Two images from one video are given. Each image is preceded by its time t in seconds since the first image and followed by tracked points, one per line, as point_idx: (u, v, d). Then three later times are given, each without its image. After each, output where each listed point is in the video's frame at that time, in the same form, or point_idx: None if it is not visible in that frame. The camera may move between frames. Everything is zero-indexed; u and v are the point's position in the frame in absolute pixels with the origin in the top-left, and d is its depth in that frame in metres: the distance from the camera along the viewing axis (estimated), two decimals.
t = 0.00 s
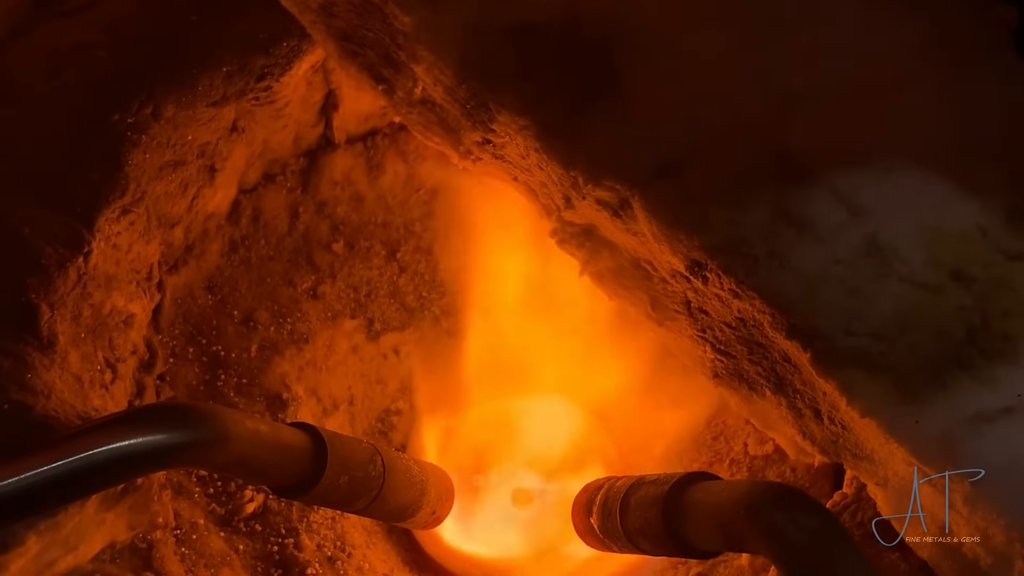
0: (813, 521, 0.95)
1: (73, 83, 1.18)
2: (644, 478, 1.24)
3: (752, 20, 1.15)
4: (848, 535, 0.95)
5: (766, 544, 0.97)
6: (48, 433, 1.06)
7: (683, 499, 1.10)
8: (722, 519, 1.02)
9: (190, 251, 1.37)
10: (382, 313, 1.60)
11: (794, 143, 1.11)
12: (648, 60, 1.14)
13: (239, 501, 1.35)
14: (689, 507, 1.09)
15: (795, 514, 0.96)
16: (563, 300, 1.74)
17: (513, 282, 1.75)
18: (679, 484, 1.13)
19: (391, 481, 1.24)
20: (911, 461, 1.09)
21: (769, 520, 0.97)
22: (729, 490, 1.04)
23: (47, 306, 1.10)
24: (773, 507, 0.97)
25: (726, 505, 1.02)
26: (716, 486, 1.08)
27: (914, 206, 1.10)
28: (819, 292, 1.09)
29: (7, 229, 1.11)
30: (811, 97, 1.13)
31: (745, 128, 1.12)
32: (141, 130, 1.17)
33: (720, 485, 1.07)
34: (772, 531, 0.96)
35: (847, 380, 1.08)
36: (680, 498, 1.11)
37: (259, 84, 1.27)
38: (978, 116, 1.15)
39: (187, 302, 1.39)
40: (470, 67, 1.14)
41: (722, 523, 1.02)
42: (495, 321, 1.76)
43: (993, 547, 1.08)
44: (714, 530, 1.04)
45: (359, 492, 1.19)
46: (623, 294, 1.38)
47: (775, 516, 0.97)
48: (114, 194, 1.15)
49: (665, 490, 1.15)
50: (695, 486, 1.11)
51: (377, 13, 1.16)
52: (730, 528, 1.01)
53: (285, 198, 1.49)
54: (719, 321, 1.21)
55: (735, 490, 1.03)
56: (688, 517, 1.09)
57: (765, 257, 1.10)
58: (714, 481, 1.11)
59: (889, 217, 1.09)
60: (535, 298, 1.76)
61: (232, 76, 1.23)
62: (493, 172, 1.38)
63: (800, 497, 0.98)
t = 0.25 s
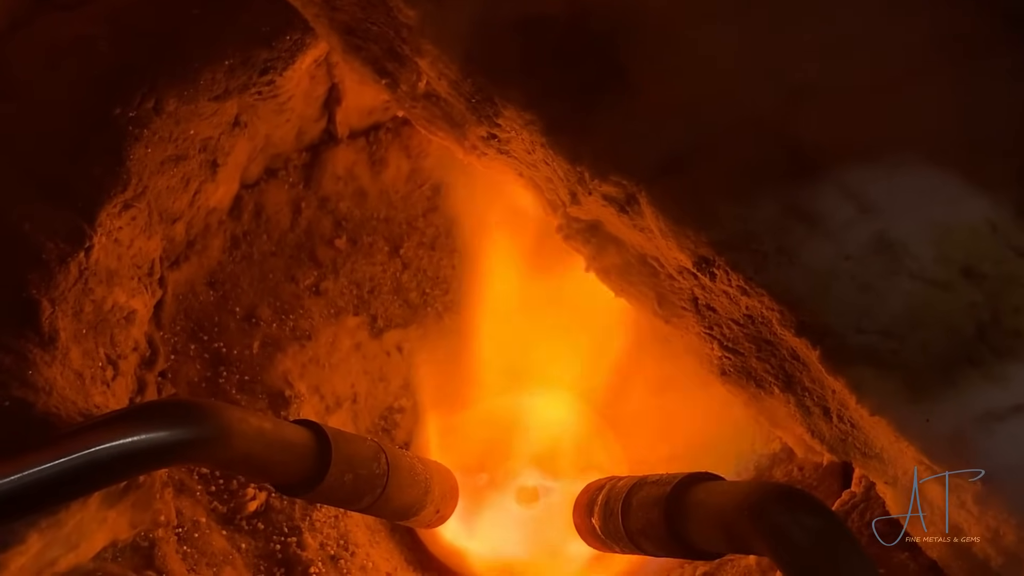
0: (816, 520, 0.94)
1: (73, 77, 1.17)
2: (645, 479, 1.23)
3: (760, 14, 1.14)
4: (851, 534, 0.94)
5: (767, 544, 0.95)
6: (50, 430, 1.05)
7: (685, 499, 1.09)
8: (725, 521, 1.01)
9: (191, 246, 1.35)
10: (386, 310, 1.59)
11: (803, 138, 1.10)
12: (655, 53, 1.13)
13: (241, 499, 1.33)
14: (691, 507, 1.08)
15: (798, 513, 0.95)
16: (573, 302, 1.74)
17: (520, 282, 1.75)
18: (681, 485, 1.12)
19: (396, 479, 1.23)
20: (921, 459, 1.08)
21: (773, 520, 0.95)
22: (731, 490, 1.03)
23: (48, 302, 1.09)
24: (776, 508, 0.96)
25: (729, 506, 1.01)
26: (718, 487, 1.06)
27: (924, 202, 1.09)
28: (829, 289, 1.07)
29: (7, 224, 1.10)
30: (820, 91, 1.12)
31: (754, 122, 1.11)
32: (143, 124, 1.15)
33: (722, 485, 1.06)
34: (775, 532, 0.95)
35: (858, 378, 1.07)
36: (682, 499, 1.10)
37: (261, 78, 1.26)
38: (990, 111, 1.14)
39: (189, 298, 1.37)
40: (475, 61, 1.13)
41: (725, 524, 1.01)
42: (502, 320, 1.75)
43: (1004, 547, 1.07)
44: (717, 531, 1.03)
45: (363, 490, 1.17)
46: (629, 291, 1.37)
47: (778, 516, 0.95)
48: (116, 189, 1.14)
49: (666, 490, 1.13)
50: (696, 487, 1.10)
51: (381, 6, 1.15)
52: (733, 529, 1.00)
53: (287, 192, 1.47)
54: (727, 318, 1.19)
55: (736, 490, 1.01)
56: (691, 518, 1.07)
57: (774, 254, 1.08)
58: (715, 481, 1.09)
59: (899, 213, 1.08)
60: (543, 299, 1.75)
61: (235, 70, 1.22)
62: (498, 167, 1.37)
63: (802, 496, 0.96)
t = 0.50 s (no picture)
0: (820, 520, 0.93)
1: (69, 70, 1.15)
2: (651, 481, 1.22)
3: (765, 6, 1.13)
4: (855, 533, 0.92)
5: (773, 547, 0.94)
6: (46, 428, 1.04)
7: (690, 502, 1.08)
8: (730, 522, 1.00)
9: (189, 242, 1.34)
10: (385, 307, 1.58)
11: (807, 133, 1.09)
12: (658, 46, 1.12)
13: (239, 498, 1.32)
14: (697, 509, 1.06)
15: (803, 514, 0.94)
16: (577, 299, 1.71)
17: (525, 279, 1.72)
18: (687, 488, 1.11)
19: (395, 477, 1.22)
20: (926, 458, 1.07)
21: (779, 521, 0.94)
22: (735, 491, 1.02)
23: (44, 298, 1.08)
24: (783, 509, 0.95)
25: (733, 506, 1.00)
26: (723, 489, 1.05)
27: (929, 197, 1.07)
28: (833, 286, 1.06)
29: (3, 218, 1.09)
30: (825, 85, 1.11)
31: (758, 117, 1.10)
32: (140, 119, 1.14)
33: (727, 488, 1.05)
34: (782, 533, 0.94)
35: (863, 374, 1.06)
36: (688, 501, 1.09)
37: (259, 72, 1.25)
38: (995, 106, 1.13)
39: (186, 295, 1.36)
40: (475, 55, 1.12)
41: (730, 526, 1.00)
42: (506, 318, 1.73)
43: (1010, 546, 1.05)
44: (722, 533, 1.02)
45: (362, 488, 1.16)
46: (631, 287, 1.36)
47: (785, 517, 0.94)
48: (113, 183, 1.12)
49: (671, 492, 1.13)
50: (702, 489, 1.09)
51: None
52: (738, 531, 0.99)
53: (285, 188, 1.46)
54: (730, 315, 1.18)
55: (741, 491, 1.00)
56: (695, 520, 1.06)
57: (778, 249, 1.07)
58: (721, 484, 1.08)
59: (905, 208, 1.07)
60: (548, 296, 1.73)
61: (232, 64, 1.21)
62: (498, 162, 1.35)
63: (805, 497, 0.96)
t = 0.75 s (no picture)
0: (822, 520, 0.93)
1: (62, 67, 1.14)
2: (645, 475, 1.20)
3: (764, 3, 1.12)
4: (858, 537, 0.92)
5: (768, 541, 0.94)
6: (38, 428, 1.03)
7: (686, 496, 1.07)
8: (726, 517, 0.99)
9: (184, 241, 1.33)
10: (382, 305, 1.56)
11: (807, 131, 1.08)
12: (657, 43, 1.11)
13: (235, 499, 1.30)
14: (692, 503, 1.05)
15: (804, 512, 0.93)
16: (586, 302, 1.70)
17: (532, 281, 1.72)
18: (685, 480, 1.10)
19: (392, 478, 1.21)
20: (927, 457, 1.06)
21: (778, 518, 0.94)
22: (733, 486, 1.01)
23: (38, 298, 1.07)
24: (782, 505, 0.94)
25: (729, 502, 0.99)
26: (719, 483, 1.04)
27: (929, 196, 1.07)
28: (833, 285, 1.05)
29: None
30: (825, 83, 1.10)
31: (757, 115, 1.09)
32: (135, 116, 1.13)
33: (723, 482, 1.03)
34: (779, 529, 0.93)
35: (863, 374, 1.05)
36: (683, 496, 1.08)
37: (255, 69, 1.24)
38: (996, 103, 1.12)
39: (182, 294, 1.35)
40: (472, 52, 1.11)
41: (727, 522, 0.99)
42: (512, 319, 1.72)
43: (1011, 547, 1.05)
44: (719, 530, 1.01)
45: (359, 489, 1.15)
46: (630, 287, 1.35)
47: (783, 514, 0.93)
48: (107, 182, 1.11)
49: (666, 486, 1.11)
50: (699, 483, 1.08)
51: None
52: (735, 526, 0.98)
53: (282, 186, 1.45)
54: (730, 314, 1.17)
55: (739, 488, 0.99)
56: (691, 515, 1.05)
57: (777, 248, 1.06)
58: (716, 478, 1.07)
59: (905, 207, 1.06)
60: (555, 298, 1.72)
61: (228, 61, 1.20)
62: (496, 160, 1.34)
63: (807, 495, 0.95)
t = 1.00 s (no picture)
0: (827, 518, 0.91)
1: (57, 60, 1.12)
2: (649, 473, 1.19)
3: None
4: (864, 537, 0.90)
5: (773, 542, 0.92)
6: (35, 426, 1.03)
7: (689, 495, 1.05)
8: (729, 516, 0.98)
9: (183, 237, 1.32)
10: (382, 303, 1.54)
11: (813, 126, 1.07)
12: (659, 37, 1.09)
13: (234, 498, 1.28)
14: (693, 502, 1.04)
15: (808, 511, 0.92)
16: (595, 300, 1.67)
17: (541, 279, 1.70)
18: (686, 480, 1.08)
19: (393, 477, 1.19)
20: (935, 457, 1.04)
21: (780, 516, 0.92)
22: (736, 486, 0.99)
23: (34, 294, 1.05)
24: (784, 504, 0.93)
25: (733, 501, 0.97)
26: (721, 483, 1.03)
27: (937, 191, 1.05)
28: (839, 281, 1.04)
29: None
30: (830, 78, 1.08)
31: (762, 109, 1.07)
32: (133, 111, 1.11)
33: (725, 482, 1.02)
34: (782, 528, 0.92)
35: (870, 372, 1.03)
36: (686, 495, 1.06)
37: (254, 63, 1.22)
38: (1002, 98, 1.11)
39: (180, 291, 1.34)
40: (473, 45, 1.10)
41: (730, 521, 0.97)
42: (519, 316, 1.70)
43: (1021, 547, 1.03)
44: (721, 530, 1.00)
45: (358, 488, 1.13)
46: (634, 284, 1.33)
47: (786, 512, 0.92)
48: (104, 177, 1.10)
49: (669, 486, 1.09)
50: (701, 483, 1.06)
51: None
52: (738, 526, 0.97)
53: (281, 181, 1.44)
54: (735, 311, 1.16)
55: (740, 486, 0.98)
56: (693, 515, 1.04)
57: (783, 244, 1.05)
58: (718, 477, 1.06)
59: (912, 202, 1.04)
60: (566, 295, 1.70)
61: (227, 56, 1.18)
62: (498, 155, 1.33)
63: (812, 494, 0.93)
